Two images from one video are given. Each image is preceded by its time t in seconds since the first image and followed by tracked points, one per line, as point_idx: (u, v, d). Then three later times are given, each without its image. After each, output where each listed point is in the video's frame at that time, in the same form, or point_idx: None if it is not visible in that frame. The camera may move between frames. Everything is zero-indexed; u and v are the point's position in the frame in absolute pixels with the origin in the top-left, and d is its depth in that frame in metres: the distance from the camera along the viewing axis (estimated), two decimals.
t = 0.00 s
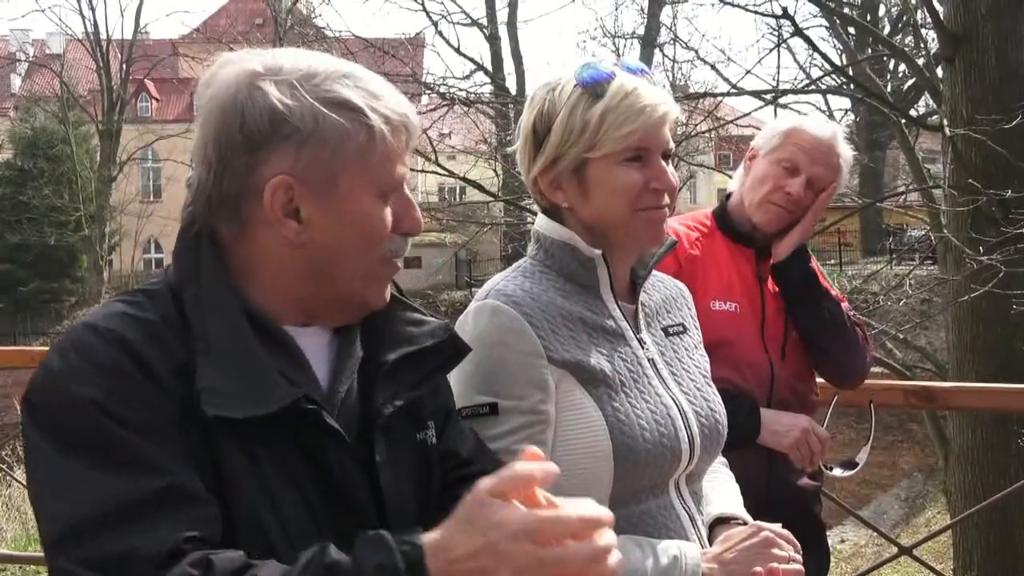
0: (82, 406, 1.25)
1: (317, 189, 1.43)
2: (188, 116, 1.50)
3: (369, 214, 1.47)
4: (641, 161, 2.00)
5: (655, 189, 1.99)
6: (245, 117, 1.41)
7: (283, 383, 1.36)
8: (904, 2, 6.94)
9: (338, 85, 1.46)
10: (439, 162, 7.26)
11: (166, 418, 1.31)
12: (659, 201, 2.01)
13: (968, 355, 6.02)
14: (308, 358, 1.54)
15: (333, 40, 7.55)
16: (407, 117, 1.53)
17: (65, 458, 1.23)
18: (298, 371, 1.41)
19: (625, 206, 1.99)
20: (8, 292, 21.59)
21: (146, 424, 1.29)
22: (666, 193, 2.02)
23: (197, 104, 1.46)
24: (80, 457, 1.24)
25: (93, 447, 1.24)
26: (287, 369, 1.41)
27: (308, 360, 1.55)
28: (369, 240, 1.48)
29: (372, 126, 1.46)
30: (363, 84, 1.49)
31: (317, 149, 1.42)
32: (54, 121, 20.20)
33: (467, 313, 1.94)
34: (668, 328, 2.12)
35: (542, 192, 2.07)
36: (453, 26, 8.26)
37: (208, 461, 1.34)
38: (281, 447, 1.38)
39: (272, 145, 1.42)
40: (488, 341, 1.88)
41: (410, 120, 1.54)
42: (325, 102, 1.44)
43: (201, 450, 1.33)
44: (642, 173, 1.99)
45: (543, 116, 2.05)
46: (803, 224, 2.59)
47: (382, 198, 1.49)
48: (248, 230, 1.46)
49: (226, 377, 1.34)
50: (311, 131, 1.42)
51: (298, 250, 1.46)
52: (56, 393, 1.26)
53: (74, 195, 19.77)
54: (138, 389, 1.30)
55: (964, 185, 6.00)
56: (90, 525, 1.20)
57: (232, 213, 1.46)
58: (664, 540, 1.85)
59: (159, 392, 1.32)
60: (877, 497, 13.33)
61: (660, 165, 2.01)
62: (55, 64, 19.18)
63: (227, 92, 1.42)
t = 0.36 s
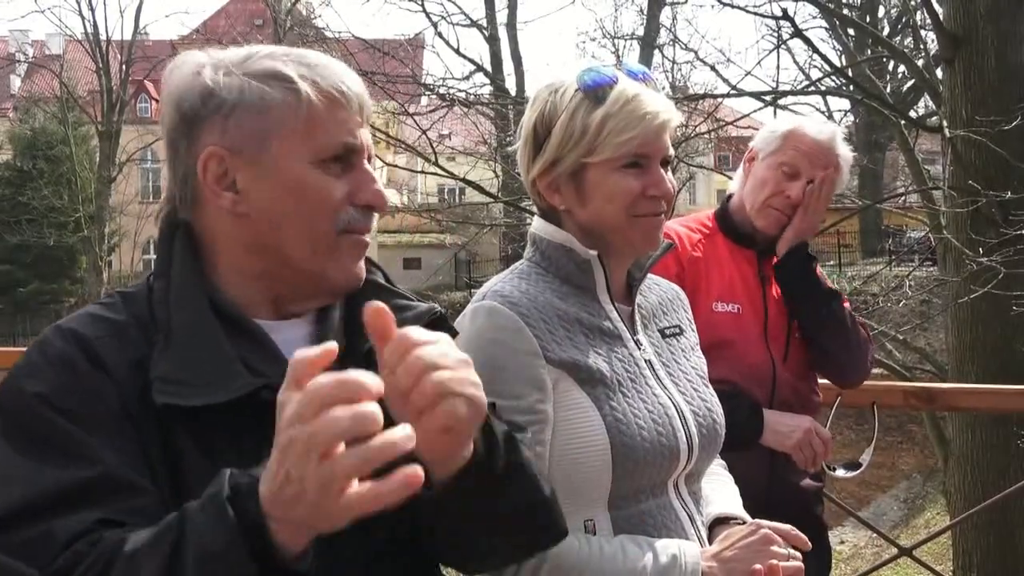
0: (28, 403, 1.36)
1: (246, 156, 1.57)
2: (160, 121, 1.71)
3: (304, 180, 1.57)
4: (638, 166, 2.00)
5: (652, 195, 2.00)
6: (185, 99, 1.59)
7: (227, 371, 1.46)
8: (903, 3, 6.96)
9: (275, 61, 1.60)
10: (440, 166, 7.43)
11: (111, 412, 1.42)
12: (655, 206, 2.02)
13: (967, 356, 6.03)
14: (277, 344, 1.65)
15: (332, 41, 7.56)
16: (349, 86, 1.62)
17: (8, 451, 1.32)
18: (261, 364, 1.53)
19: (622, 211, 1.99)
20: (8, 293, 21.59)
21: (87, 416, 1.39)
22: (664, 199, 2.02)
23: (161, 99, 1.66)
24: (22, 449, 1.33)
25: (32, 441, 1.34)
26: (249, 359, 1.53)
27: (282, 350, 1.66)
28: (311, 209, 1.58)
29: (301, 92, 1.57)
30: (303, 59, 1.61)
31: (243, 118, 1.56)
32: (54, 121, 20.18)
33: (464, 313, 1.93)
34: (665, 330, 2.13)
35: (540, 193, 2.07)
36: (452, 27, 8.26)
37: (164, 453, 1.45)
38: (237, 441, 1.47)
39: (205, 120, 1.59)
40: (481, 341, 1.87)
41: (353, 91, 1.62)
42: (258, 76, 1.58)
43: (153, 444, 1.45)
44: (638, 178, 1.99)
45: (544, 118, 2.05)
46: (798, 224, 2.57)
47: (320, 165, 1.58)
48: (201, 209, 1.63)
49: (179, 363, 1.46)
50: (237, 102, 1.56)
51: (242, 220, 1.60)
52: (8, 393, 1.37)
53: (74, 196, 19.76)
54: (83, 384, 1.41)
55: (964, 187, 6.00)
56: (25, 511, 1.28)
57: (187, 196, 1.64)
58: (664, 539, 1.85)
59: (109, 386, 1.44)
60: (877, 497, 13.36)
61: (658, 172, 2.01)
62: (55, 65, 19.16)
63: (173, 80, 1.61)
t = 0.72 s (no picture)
0: (31, 406, 1.44)
1: (236, 153, 1.62)
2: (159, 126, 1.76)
3: (294, 176, 1.62)
4: (638, 166, 2.01)
5: (652, 196, 2.01)
6: (181, 100, 1.65)
7: (226, 373, 1.51)
8: (902, 4, 6.97)
9: (268, 63, 1.66)
10: (438, 166, 7.45)
11: (114, 419, 1.49)
12: (655, 207, 2.02)
13: (965, 356, 6.05)
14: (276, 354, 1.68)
15: (331, 43, 7.57)
16: (339, 87, 1.68)
17: (15, 457, 1.42)
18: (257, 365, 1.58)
19: (621, 211, 2.00)
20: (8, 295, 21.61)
21: (89, 421, 1.47)
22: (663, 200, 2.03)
23: (160, 104, 1.72)
24: (34, 456, 1.43)
25: (45, 451, 1.43)
26: (246, 364, 1.57)
27: (280, 358, 1.70)
28: (302, 206, 1.63)
29: (292, 91, 1.64)
30: (294, 61, 1.67)
31: (234, 116, 1.62)
32: (53, 124, 20.16)
33: (464, 316, 1.94)
34: (665, 331, 2.13)
35: (540, 195, 2.08)
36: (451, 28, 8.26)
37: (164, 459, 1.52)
38: (232, 443, 1.53)
39: (196, 119, 1.64)
40: (481, 343, 1.88)
41: (343, 91, 1.69)
42: (249, 77, 1.64)
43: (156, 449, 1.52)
44: (637, 179, 2.00)
45: (543, 119, 2.05)
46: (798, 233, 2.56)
47: (310, 163, 1.64)
48: (194, 207, 1.68)
49: (178, 366, 1.50)
50: (229, 100, 1.62)
51: (232, 216, 1.64)
52: (12, 396, 1.45)
53: (73, 199, 19.75)
54: (84, 388, 1.48)
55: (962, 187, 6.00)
56: (32, 525, 1.38)
57: (182, 196, 1.68)
58: (663, 540, 1.86)
59: (110, 392, 1.50)
60: (878, 497, 13.38)
61: (658, 173, 2.01)
62: (54, 67, 19.15)
63: (172, 83, 1.67)
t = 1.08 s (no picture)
0: (32, 406, 1.44)
1: (232, 155, 1.62)
2: (151, 127, 1.76)
3: (290, 176, 1.63)
4: (634, 166, 2.01)
5: (647, 196, 2.01)
6: (175, 104, 1.65)
7: (226, 377, 1.51)
8: (900, 5, 6.98)
9: (261, 64, 1.66)
10: (437, 167, 7.47)
11: (115, 420, 1.49)
12: (650, 206, 2.03)
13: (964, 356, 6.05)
14: (275, 355, 1.68)
15: (330, 44, 7.57)
16: (333, 87, 1.69)
17: (16, 455, 1.42)
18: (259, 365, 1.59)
19: (617, 212, 2.00)
20: (7, 296, 21.59)
21: (91, 420, 1.47)
22: (658, 199, 2.03)
23: (152, 108, 1.72)
24: (33, 455, 1.43)
25: (48, 449, 1.43)
26: (247, 363, 1.58)
27: (279, 359, 1.70)
28: (296, 204, 1.63)
29: (287, 93, 1.64)
30: (289, 63, 1.68)
31: (230, 119, 1.62)
32: (53, 125, 20.17)
33: (461, 317, 1.94)
34: (663, 330, 2.14)
35: (536, 197, 2.08)
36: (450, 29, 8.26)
37: (164, 459, 1.52)
38: (233, 442, 1.53)
39: (191, 123, 1.64)
40: (480, 345, 1.88)
41: (337, 91, 1.69)
42: (244, 79, 1.64)
43: (156, 449, 1.52)
44: (634, 179, 2.00)
45: (538, 120, 2.05)
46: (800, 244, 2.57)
47: (306, 162, 1.64)
48: (191, 210, 1.68)
49: (180, 367, 1.50)
50: (224, 104, 1.62)
51: (228, 218, 1.64)
52: (15, 396, 1.45)
53: (72, 200, 19.74)
54: (85, 388, 1.48)
55: (960, 188, 6.00)
56: (32, 524, 1.38)
57: (178, 199, 1.68)
58: (663, 540, 1.86)
59: (111, 392, 1.50)
60: (877, 497, 13.41)
61: (653, 171, 2.02)
62: (53, 69, 19.15)
63: (166, 87, 1.67)
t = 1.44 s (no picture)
0: (49, 394, 1.39)
1: (217, 156, 1.62)
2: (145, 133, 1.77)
3: (272, 172, 1.63)
4: (625, 171, 2.02)
5: (639, 200, 2.01)
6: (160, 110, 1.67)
7: (241, 367, 1.50)
8: (898, 6, 6.99)
9: (241, 65, 1.66)
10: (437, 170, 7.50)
11: (129, 411, 1.44)
12: (642, 210, 2.03)
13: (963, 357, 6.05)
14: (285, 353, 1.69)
15: (328, 46, 7.57)
16: (314, 83, 1.67)
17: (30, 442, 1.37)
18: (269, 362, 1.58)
19: (609, 216, 2.01)
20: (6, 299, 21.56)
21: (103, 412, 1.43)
22: (650, 203, 2.03)
23: (144, 114, 1.74)
24: (46, 439, 1.37)
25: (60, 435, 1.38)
26: (261, 358, 1.57)
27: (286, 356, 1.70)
28: (281, 200, 1.63)
29: (264, 92, 1.63)
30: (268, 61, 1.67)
31: (211, 120, 1.62)
32: (52, 128, 20.16)
33: (456, 321, 1.94)
34: (658, 331, 2.14)
35: (529, 200, 2.08)
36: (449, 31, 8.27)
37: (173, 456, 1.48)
38: (244, 437, 1.52)
39: (177, 128, 1.66)
40: (473, 348, 1.88)
41: (319, 87, 1.68)
42: (225, 81, 1.64)
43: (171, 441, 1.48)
44: (625, 183, 2.01)
45: (531, 124, 2.05)
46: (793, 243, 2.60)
47: (290, 158, 1.64)
48: (184, 214, 1.69)
49: (200, 356, 1.48)
50: (206, 106, 1.63)
51: (217, 219, 1.65)
52: (27, 387, 1.40)
53: (72, 203, 19.74)
54: (98, 380, 1.44)
55: (958, 189, 6.01)
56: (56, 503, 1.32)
57: (171, 202, 1.69)
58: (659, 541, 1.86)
59: (123, 382, 1.46)
60: (878, 499, 13.43)
61: (644, 176, 2.02)
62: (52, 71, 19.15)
63: (152, 94, 1.69)
